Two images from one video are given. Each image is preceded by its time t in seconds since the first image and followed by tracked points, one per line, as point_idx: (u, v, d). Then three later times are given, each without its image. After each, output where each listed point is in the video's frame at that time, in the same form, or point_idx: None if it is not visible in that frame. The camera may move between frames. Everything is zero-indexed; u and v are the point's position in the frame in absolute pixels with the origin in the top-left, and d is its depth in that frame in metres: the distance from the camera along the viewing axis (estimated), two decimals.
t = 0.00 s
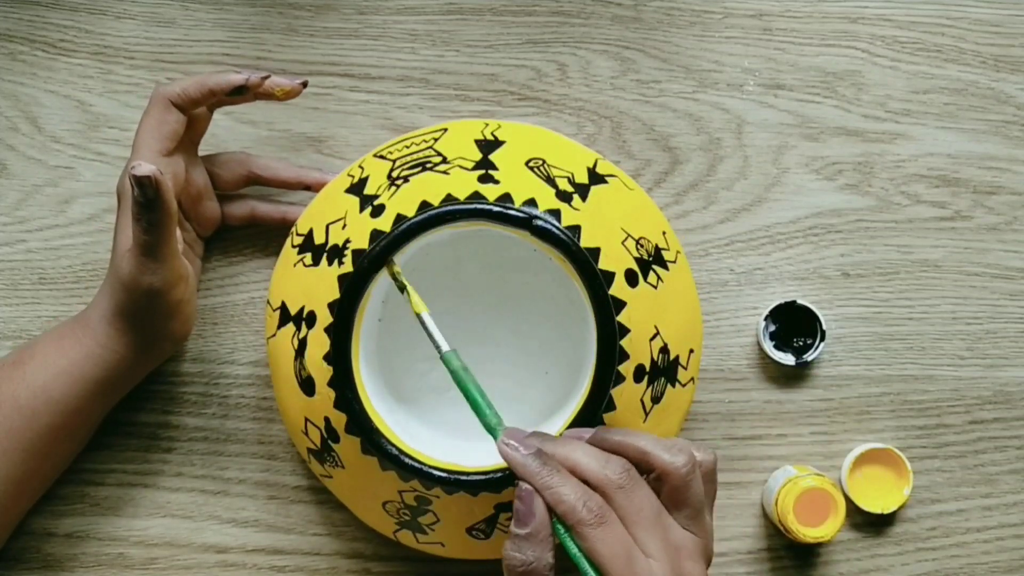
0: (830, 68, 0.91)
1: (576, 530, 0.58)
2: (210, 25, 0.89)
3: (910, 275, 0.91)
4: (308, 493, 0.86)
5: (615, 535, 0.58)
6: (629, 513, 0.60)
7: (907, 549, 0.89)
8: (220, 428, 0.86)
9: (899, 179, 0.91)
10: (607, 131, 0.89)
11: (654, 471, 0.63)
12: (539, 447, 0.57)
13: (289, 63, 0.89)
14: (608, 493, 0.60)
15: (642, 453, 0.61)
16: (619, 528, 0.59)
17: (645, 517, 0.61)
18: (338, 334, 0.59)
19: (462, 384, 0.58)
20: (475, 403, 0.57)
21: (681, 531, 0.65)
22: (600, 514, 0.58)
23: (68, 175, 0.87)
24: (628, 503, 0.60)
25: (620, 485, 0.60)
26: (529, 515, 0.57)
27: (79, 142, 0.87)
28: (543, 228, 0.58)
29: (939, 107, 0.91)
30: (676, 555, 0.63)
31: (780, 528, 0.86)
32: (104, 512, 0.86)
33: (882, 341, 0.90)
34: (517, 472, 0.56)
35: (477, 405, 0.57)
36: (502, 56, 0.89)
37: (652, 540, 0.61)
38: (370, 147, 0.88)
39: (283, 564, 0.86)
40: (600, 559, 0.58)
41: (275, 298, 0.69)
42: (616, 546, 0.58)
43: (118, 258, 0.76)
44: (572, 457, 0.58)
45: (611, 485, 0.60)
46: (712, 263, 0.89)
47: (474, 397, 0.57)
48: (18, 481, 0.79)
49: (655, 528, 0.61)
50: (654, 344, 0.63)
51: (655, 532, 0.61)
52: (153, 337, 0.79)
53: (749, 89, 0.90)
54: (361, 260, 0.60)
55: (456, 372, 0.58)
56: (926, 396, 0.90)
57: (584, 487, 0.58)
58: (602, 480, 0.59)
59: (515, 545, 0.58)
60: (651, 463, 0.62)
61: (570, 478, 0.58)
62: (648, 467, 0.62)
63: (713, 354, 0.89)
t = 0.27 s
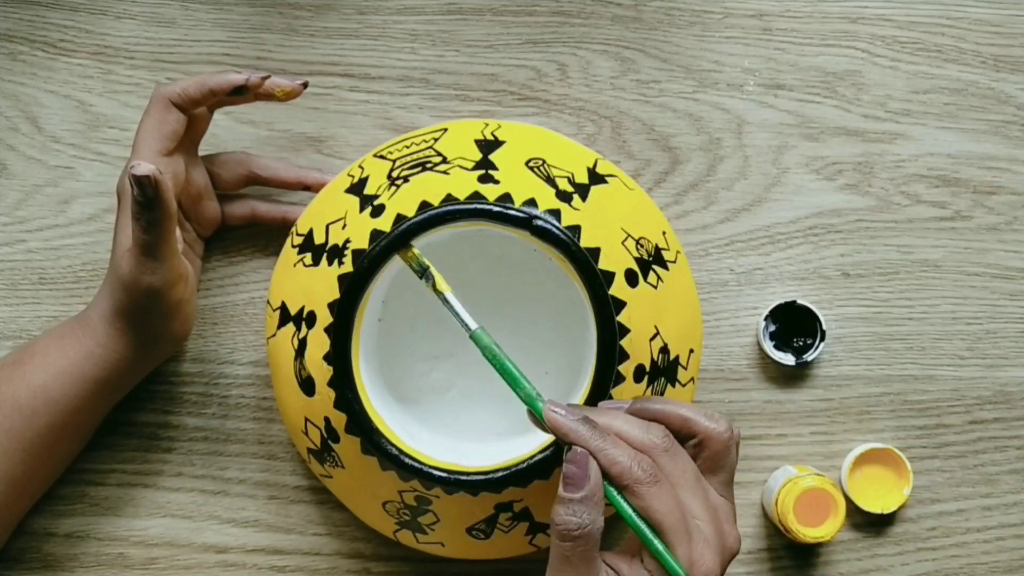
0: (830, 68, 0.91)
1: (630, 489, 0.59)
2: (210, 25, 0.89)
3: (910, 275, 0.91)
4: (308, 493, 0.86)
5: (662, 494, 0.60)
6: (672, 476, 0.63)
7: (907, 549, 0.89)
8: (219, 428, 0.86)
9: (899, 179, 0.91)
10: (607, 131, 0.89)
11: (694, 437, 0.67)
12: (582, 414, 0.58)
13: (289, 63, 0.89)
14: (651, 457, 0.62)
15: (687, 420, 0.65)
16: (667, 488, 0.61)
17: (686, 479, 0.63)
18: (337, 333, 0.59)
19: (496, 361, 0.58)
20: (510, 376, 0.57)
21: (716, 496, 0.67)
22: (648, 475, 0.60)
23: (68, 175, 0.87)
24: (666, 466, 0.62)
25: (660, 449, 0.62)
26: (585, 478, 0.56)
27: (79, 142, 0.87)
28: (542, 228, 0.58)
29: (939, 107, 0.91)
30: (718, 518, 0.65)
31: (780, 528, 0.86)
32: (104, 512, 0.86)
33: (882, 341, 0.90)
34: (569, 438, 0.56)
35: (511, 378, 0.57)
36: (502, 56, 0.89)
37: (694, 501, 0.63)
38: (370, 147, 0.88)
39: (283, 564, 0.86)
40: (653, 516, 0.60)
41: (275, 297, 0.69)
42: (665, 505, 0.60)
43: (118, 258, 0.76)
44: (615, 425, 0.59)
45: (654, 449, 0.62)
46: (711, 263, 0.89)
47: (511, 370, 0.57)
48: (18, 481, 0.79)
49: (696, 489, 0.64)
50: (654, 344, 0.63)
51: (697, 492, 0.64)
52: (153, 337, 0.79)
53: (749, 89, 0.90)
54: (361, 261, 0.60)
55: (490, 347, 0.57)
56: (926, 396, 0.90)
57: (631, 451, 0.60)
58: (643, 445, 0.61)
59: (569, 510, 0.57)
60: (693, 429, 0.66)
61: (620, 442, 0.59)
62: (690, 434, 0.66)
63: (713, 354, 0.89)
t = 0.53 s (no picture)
0: (830, 68, 0.91)
1: (635, 499, 0.60)
2: (210, 25, 0.89)
3: (910, 275, 0.91)
4: (308, 493, 0.86)
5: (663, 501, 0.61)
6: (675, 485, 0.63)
7: (907, 549, 0.89)
8: (220, 428, 0.86)
9: (899, 179, 0.91)
10: (607, 131, 0.89)
11: (697, 445, 0.68)
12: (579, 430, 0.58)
13: (289, 63, 0.89)
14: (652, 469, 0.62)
15: (693, 426, 0.66)
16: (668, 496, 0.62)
17: (687, 487, 0.64)
18: (338, 333, 0.59)
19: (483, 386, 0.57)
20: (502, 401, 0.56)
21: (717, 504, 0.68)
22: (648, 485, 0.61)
23: (68, 175, 0.87)
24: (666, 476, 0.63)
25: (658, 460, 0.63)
26: (591, 492, 0.56)
27: (79, 142, 0.87)
28: (543, 228, 0.58)
29: (939, 107, 0.91)
30: (720, 524, 0.66)
31: (780, 528, 0.86)
32: (104, 512, 0.86)
33: (883, 341, 0.90)
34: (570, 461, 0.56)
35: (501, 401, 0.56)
36: (502, 56, 0.89)
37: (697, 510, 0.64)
38: (370, 147, 0.88)
39: (283, 564, 0.86)
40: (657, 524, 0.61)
41: (275, 298, 0.69)
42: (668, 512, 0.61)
43: (118, 258, 0.76)
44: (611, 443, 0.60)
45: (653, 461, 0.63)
46: (712, 263, 0.89)
47: (503, 397, 0.57)
48: (18, 481, 0.79)
49: (697, 495, 0.65)
50: (655, 345, 0.63)
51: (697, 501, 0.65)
52: (153, 337, 0.79)
53: (749, 89, 0.90)
54: (361, 261, 0.60)
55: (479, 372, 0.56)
56: (926, 396, 0.90)
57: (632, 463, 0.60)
58: (645, 455, 0.62)
59: (577, 527, 0.57)
60: (699, 437, 0.67)
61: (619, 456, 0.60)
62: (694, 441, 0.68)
63: (714, 354, 0.89)
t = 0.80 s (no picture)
0: (830, 68, 0.91)
1: (657, 470, 0.60)
2: (210, 25, 0.89)
3: (910, 275, 0.91)
4: (308, 493, 0.86)
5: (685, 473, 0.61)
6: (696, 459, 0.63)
7: (907, 549, 0.89)
8: (220, 428, 0.86)
9: (899, 179, 0.91)
10: (607, 131, 0.89)
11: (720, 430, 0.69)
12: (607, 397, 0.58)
13: (289, 63, 0.89)
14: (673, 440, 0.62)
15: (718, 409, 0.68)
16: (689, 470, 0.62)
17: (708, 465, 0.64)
18: (337, 334, 0.59)
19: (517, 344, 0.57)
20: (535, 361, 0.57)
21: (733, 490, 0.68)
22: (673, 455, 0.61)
23: (68, 175, 0.87)
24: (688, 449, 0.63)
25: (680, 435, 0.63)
26: (618, 456, 0.56)
27: (79, 142, 0.87)
28: (542, 228, 0.58)
29: (939, 107, 0.91)
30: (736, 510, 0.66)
31: (780, 528, 0.86)
32: (104, 512, 0.86)
33: (882, 341, 0.90)
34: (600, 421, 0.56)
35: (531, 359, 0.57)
36: (502, 56, 0.89)
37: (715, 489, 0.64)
38: (370, 147, 0.88)
39: (283, 564, 0.86)
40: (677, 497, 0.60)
41: (275, 298, 0.69)
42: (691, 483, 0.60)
43: (118, 259, 0.76)
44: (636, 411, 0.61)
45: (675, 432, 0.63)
46: (711, 263, 0.89)
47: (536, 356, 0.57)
48: (19, 482, 0.79)
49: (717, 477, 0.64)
50: (654, 345, 0.63)
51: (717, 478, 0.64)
52: (154, 337, 0.79)
53: (749, 89, 0.90)
54: (361, 260, 0.60)
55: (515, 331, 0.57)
56: (926, 396, 0.90)
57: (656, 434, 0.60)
58: (666, 432, 0.62)
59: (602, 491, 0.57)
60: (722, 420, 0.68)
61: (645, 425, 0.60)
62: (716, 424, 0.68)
63: (713, 354, 0.89)
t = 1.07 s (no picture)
0: (830, 68, 0.91)
1: (639, 546, 0.60)
2: (210, 25, 0.89)
3: (910, 275, 0.91)
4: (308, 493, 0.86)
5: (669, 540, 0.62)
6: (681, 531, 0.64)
7: (906, 549, 0.89)
8: (220, 428, 0.86)
9: (899, 179, 0.91)
10: (607, 131, 0.89)
11: (702, 490, 0.69)
12: (593, 467, 0.59)
13: (289, 63, 0.89)
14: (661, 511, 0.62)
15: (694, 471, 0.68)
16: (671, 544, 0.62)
17: (693, 538, 0.64)
18: (325, 361, 0.60)
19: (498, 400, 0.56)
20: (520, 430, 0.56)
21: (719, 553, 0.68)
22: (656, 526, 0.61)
23: (68, 175, 0.87)
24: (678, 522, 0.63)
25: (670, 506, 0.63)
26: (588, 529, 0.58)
27: (79, 142, 0.87)
28: (533, 257, 0.59)
29: (939, 107, 0.91)
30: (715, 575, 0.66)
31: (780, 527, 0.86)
32: (105, 512, 0.86)
33: (882, 341, 0.90)
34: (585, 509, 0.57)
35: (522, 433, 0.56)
36: (503, 56, 0.89)
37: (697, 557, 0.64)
38: (370, 147, 0.88)
39: (283, 564, 0.86)
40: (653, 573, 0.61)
41: (261, 317, 0.69)
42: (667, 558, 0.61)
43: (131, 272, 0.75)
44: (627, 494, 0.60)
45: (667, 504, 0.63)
46: (712, 263, 0.89)
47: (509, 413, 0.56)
48: (24, 489, 0.79)
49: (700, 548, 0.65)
50: (640, 360, 0.64)
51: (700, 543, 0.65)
52: (167, 347, 0.79)
53: (749, 89, 0.90)
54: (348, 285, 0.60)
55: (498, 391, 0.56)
56: (926, 396, 0.90)
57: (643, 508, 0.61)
58: (655, 499, 0.62)
59: (571, 556, 0.59)
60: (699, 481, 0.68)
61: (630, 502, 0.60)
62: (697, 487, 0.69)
63: (714, 354, 0.89)
